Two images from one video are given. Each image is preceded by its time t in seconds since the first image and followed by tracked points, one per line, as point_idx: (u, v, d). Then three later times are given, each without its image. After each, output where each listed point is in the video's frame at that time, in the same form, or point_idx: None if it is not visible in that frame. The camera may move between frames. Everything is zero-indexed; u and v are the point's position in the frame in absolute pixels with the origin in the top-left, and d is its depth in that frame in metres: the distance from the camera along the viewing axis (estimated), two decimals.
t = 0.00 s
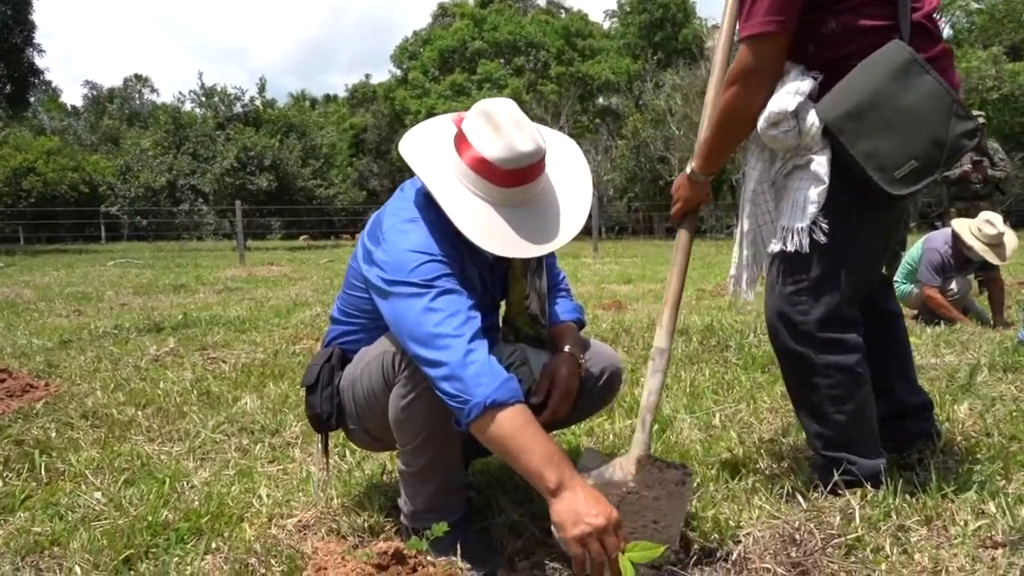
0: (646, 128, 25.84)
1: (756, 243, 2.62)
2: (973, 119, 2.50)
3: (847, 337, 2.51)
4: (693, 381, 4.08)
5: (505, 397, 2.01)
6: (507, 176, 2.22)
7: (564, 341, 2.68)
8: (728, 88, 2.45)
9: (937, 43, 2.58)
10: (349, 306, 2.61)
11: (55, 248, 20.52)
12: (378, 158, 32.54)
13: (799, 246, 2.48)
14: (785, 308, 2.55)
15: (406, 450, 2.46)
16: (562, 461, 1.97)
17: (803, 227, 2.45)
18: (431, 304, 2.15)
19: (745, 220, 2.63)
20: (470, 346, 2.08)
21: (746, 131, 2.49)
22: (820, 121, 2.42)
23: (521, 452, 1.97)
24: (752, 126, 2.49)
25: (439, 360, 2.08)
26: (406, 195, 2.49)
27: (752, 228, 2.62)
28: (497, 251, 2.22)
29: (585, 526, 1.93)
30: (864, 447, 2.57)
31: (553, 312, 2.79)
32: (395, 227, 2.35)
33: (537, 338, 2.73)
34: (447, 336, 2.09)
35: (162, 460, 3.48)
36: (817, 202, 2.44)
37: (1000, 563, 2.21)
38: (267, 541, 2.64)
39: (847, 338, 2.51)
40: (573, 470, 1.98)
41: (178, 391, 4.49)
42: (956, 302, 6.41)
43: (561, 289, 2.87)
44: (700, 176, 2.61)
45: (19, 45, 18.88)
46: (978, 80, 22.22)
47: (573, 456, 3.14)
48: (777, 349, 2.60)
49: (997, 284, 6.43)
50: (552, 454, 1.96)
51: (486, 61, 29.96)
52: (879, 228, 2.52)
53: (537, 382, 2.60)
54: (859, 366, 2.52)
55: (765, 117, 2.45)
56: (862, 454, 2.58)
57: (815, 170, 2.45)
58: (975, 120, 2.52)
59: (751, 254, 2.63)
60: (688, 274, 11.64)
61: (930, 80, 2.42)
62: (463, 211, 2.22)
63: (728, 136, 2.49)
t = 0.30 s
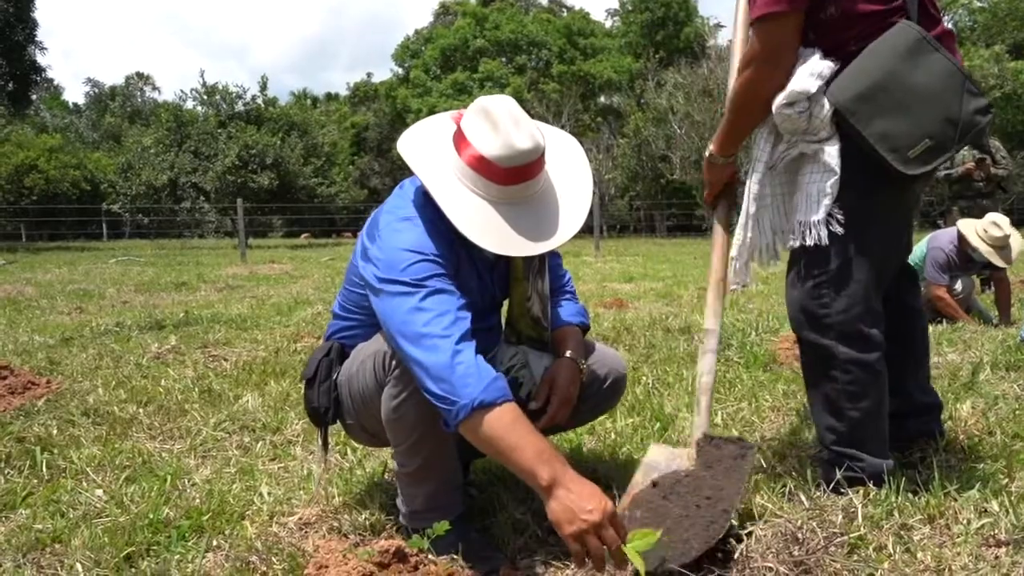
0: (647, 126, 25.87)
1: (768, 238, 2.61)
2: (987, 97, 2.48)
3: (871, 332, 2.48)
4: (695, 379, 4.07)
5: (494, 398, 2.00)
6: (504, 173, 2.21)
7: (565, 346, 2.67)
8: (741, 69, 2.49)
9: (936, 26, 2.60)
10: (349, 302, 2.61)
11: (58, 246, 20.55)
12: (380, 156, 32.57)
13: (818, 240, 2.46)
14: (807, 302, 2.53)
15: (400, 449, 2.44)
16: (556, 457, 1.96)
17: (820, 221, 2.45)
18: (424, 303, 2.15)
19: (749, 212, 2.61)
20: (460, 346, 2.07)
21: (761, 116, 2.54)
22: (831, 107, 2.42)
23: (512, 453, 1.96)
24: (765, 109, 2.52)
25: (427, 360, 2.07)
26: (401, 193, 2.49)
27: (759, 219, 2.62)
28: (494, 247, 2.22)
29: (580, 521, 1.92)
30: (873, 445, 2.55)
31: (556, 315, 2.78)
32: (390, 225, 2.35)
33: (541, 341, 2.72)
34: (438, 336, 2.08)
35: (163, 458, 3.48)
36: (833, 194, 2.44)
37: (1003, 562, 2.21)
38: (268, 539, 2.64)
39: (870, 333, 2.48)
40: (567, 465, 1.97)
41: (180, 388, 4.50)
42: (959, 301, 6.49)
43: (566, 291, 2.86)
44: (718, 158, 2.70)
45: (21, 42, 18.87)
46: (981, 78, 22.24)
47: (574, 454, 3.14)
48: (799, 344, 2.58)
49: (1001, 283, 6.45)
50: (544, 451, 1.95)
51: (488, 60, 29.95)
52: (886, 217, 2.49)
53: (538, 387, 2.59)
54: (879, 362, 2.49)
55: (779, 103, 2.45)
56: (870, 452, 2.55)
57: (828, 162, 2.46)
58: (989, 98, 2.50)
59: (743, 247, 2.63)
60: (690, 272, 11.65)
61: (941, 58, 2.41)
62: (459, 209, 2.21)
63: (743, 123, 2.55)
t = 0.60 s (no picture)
0: (650, 125, 25.87)
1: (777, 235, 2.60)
2: (997, 83, 2.49)
3: (881, 329, 2.47)
4: (697, 377, 4.07)
5: (468, 396, 2.00)
6: (503, 163, 2.20)
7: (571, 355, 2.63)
8: (747, 58, 2.45)
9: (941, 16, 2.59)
10: (352, 297, 2.61)
11: (60, 244, 20.54)
12: (381, 154, 32.57)
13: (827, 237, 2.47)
14: (816, 299, 2.53)
15: (394, 445, 2.44)
16: (538, 454, 1.97)
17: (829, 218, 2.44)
18: (411, 299, 2.14)
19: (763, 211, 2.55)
20: (434, 344, 2.06)
21: (774, 110, 2.51)
22: (843, 100, 2.41)
23: (491, 449, 1.97)
24: (780, 101, 2.48)
25: (406, 357, 2.06)
26: (398, 186, 2.49)
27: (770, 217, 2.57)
28: (491, 238, 2.21)
29: (564, 516, 1.96)
30: (877, 443, 2.54)
31: (563, 319, 2.73)
32: (383, 220, 2.35)
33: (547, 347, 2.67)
34: (419, 332, 2.08)
35: (164, 455, 3.48)
36: (841, 189, 2.45)
37: (1006, 560, 2.20)
38: (269, 536, 2.64)
39: (881, 330, 2.47)
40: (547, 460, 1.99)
41: (181, 385, 4.50)
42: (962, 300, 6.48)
43: (575, 296, 2.80)
44: (731, 162, 2.68)
45: (23, 40, 18.87)
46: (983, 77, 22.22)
47: (576, 453, 3.13)
48: (808, 341, 2.57)
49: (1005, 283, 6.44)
50: (525, 449, 1.96)
51: (490, 58, 29.92)
52: (892, 211, 2.49)
53: (541, 399, 2.59)
54: (886, 359, 2.48)
55: (791, 100, 2.44)
56: (874, 450, 2.55)
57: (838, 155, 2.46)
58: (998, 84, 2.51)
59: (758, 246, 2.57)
60: (692, 270, 11.65)
61: (951, 48, 2.42)
62: (459, 201, 2.21)
63: (750, 124, 2.54)
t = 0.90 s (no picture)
0: (652, 123, 25.91)
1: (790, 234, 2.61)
2: (1006, 81, 2.48)
3: (892, 326, 2.47)
4: (698, 374, 4.07)
5: (437, 400, 1.99)
6: (496, 149, 2.19)
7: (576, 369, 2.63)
8: (751, 53, 2.45)
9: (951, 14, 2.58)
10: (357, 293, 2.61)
11: (62, 240, 20.54)
12: (383, 151, 32.57)
13: (850, 230, 2.42)
14: (825, 296, 2.53)
15: (395, 443, 2.45)
16: (509, 457, 1.92)
17: (851, 211, 2.40)
18: (392, 300, 2.15)
19: (779, 211, 2.54)
20: (407, 345, 2.07)
21: (781, 104, 2.48)
22: (854, 95, 2.41)
23: (462, 452, 1.95)
24: (788, 93, 2.46)
25: (382, 358, 2.08)
26: (391, 185, 2.49)
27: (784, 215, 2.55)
28: (485, 225, 2.19)
29: (531, 524, 1.88)
30: (880, 440, 2.53)
31: (566, 328, 2.74)
32: (372, 217, 2.37)
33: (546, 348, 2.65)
34: (395, 334, 2.09)
35: (165, 451, 3.48)
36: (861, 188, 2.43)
37: (1008, 558, 2.19)
38: (270, 531, 2.64)
39: (892, 327, 2.47)
40: (517, 460, 1.93)
41: (183, 381, 4.50)
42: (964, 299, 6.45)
43: (583, 301, 2.79)
44: (732, 162, 2.64)
45: (25, 37, 18.88)
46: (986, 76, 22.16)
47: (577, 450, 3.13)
48: (817, 336, 2.57)
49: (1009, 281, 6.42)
50: (497, 449, 1.92)
51: (492, 55, 29.89)
52: (901, 205, 2.48)
53: (546, 414, 2.58)
54: (894, 355, 2.48)
55: (802, 94, 2.42)
56: (877, 447, 2.54)
57: (850, 152, 2.44)
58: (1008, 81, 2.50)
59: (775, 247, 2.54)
60: (693, 268, 11.63)
61: (961, 43, 2.41)
62: (453, 190, 2.20)
63: (756, 122, 2.51)
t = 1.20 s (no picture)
0: (653, 120, 25.82)
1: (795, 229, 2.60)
2: (1014, 80, 2.49)
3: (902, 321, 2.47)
4: (699, 372, 4.06)
5: (418, 409, 2.00)
6: (487, 140, 2.16)
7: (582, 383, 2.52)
8: (765, 34, 2.45)
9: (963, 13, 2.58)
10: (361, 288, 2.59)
11: (63, 236, 20.56)
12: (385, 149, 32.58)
13: (861, 232, 2.44)
14: (839, 291, 2.51)
15: (393, 443, 2.43)
16: (489, 471, 1.95)
17: (862, 211, 2.43)
18: (381, 301, 2.15)
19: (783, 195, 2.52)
20: (392, 349, 2.07)
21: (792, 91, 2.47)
22: (862, 84, 2.42)
23: (440, 464, 1.96)
24: (800, 79, 2.46)
25: (368, 361, 2.09)
26: (386, 182, 2.46)
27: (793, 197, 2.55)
28: (478, 219, 2.16)
29: (501, 542, 1.93)
30: (886, 436, 2.53)
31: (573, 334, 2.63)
32: (363, 216, 2.35)
33: (549, 354, 2.54)
34: (380, 337, 2.09)
35: (167, 446, 3.48)
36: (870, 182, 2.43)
37: (1009, 555, 2.19)
38: (272, 527, 2.63)
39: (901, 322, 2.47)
40: (499, 481, 1.96)
41: (184, 377, 4.51)
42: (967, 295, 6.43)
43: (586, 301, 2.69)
44: (744, 148, 2.58)
45: (27, 32, 18.89)
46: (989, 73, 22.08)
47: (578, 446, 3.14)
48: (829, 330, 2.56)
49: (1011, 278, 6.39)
50: (478, 462, 1.95)
51: (494, 52, 29.84)
52: (907, 203, 2.48)
53: (552, 434, 2.50)
54: (903, 351, 2.47)
55: (813, 80, 2.42)
56: (882, 444, 2.54)
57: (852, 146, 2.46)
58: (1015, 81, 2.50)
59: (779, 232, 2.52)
60: (694, 266, 11.62)
61: (972, 40, 2.42)
62: (446, 185, 2.17)
63: (765, 108, 2.48)
